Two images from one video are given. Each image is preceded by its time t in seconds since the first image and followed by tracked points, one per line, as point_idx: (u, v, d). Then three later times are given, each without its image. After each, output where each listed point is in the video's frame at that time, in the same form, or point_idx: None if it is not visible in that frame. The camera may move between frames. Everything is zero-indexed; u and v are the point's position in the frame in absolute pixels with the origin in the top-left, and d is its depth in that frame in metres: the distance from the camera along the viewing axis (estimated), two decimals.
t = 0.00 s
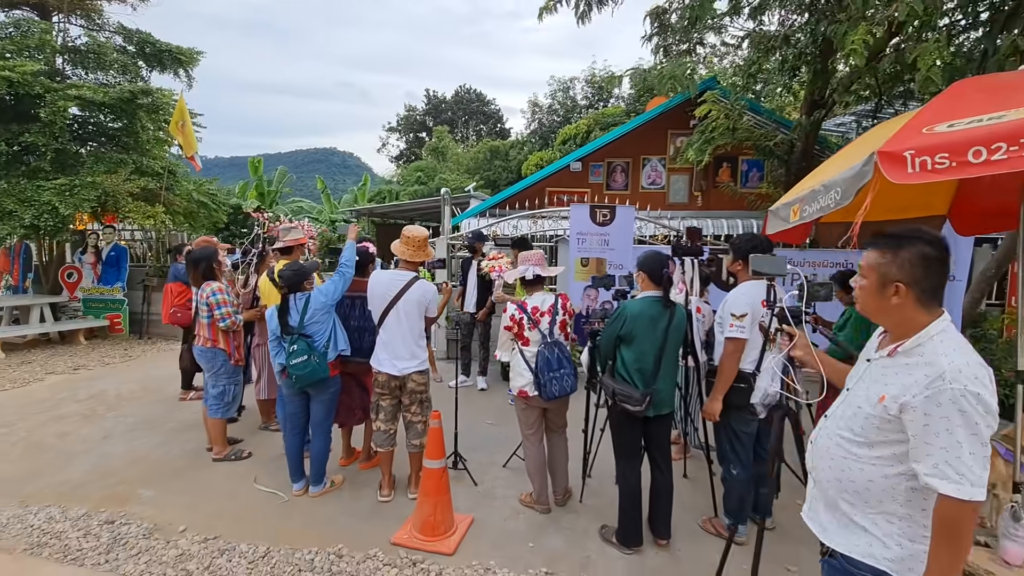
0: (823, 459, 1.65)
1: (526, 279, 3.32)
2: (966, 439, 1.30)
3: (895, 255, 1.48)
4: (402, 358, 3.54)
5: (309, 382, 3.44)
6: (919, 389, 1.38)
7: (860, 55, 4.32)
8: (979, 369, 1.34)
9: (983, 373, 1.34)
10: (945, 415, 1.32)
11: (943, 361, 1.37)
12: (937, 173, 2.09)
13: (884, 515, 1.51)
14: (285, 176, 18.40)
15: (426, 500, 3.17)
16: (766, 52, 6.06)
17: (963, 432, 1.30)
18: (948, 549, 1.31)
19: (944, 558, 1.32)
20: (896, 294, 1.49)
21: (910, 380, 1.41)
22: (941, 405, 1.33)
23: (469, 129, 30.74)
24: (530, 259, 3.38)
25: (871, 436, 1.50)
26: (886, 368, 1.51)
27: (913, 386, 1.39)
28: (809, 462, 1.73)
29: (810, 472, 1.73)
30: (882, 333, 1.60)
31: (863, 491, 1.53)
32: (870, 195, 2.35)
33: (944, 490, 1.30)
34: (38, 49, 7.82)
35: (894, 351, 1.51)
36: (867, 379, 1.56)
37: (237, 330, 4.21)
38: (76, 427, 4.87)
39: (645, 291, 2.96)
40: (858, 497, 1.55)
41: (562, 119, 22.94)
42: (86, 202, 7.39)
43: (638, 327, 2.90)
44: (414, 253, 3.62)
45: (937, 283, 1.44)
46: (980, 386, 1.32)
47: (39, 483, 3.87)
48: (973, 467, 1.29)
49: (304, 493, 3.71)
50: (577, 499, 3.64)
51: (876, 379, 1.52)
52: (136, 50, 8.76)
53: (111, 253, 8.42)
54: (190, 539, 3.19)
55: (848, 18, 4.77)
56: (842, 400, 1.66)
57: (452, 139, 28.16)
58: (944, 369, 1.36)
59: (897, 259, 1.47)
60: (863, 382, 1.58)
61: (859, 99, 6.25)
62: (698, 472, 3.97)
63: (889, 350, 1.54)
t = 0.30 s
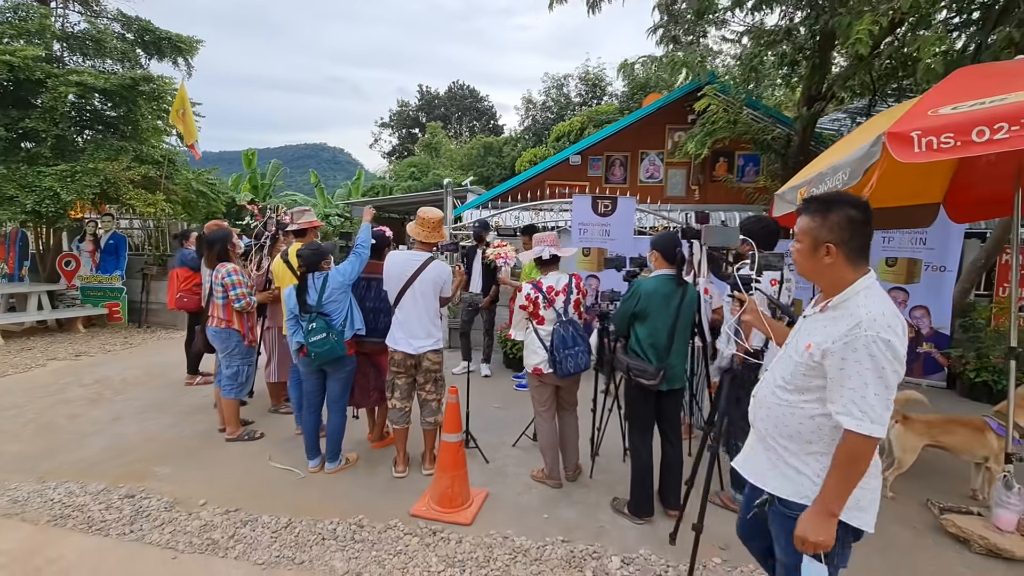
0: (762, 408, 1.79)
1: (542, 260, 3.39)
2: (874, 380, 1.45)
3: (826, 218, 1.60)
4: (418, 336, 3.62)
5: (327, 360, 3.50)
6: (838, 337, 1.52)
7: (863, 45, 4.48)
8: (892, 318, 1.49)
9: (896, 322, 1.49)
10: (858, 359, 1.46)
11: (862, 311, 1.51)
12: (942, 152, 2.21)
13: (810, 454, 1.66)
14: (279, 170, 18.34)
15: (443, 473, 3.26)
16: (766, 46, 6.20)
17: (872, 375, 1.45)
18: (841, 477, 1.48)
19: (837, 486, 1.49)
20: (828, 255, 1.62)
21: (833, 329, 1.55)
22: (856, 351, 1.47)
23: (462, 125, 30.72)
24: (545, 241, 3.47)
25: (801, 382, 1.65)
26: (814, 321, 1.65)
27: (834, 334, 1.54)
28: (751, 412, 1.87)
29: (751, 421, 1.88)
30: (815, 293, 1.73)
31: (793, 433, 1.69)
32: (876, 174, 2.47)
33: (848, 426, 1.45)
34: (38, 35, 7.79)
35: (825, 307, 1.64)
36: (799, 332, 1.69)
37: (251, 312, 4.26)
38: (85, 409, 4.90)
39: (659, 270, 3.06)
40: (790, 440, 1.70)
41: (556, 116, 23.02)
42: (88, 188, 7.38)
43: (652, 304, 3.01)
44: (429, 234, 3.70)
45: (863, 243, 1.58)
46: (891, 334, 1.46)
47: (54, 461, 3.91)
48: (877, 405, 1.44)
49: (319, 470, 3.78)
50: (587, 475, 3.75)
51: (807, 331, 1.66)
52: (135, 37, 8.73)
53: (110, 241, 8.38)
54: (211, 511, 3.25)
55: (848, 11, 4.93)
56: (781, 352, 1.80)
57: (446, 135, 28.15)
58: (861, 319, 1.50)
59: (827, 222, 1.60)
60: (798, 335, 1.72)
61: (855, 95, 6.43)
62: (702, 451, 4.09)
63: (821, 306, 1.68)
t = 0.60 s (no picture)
0: (748, 380, 1.91)
1: (567, 246, 3.43)
2: (842, 339, 1.57)
3: (795, 191, 1.74)
4: (441, 325, 3.65)
5: (352, 352, 3.52)
6: (815, 302, 1.66)
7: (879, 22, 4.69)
8: (866, 285, 1.62)
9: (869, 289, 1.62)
10: (832, 320, 1.60)
11: (838, 278, 1.66)
12: (967, 125, 2.26)
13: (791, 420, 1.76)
14: (271, 168, 18.19)
15: (475, 459, 3.30)
16: (767, 29, 6.24)
17: (843, 334, 1.57)
18: (799, 422, 1.58)
19: (788, 430, 1.59)
20: (801, 226, 1.75)
21: (811, 296, 1.69)
22: (830, 312, 1.61)
23: (452, 119, 30.55)
24: (567, 227, 3.50)
25: (783, 350, 1.78)
26: (794, 292, 1.79)
27: (813, 300, 1.68)
28: (737, 386, 1.99)
29: (737, 395, 2.00)
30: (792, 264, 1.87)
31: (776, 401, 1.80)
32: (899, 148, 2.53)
33: (815, 380, 1.57)
34: (29, 36, 7.68)
35: (802, 277, 1.78)
36: (780, 302, 1.83)
37: (270, 308, 4.27)
38: (102, 411, 4.89)
39: (682, 251, 3.13)
40: (777, 410, 1.80)
41: (547, 106, 22.94)
42: (89, 190, 7.33)
43: (678, 285, 3.05)
44: (447, 223, 3.72)
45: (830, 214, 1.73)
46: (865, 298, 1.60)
47: (80, 462, 3.92)
48: (843, 361, 1.56)
49: (347, 462, 3.80)
50: (612, 457, 3.80)
51: (788, 302, 1.79)
52: (127, 37, 8.62)
53: (111, 243, 8.31)
54: (246, 505, 3.28)
55: None
56: (763, 326, 1.93)
57: (436, 129, 28.02)
58: (837, 284, 1.64)
59: (794, 197, 1.74)
60: (778, 307, 1.85)
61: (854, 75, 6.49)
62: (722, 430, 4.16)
63: (798, 276, 1.81)
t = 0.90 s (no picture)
0: (710, 364, 1.96)
1: (586, 232, 3.39)
2: (807, 324, 1.63)
3: (754, 179, 1.81)
4: (455, 310, 3.61)
5: (365, 336, 3.47)
6: (780, 287, 1.71)
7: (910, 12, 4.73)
8: (827, 270, 1.68)
9: (829, 273, 1.68)
10: (797, 305, 1.65)
11: (801, 264, 1.71)
12: (1005, 115, 2.23)
13: (755, 406, 1.82)
14: (268, 148, 17.94)
15: (488, 444, 3.28)
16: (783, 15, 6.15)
17: (807, 319, 1.63)
18: (778, 414, 1.64)
19: (770, 424, 1.66)
20: (762, 214, 1.82)
21: (775, 282, 1.75)
22: (795, 298, 1.66)
23: (451, 102, 30.18)
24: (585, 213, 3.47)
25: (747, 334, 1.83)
26: (758, 278, 1.84)
27: (777, 285, 1.73)
28: (698, 370, 2.04)
29: (697, 378, 2.04)
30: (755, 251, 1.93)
31: (738, 385, 1.85)
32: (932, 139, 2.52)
33: (785, 366, 1.62)
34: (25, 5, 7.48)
35: (767, 263, 1.83)
36: (744, 288, 1.88)
37: (279, 289, 4.22)
38: (107, 391, 4.85)
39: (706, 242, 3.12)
40: (737, 395, 1.86)
41: (547, 91, 22.65)
42: (88, 165, 7.20)
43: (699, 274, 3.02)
44: (462, 206, 3.66)
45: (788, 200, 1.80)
46: (826, 282, 1.65)
47: (87, 441, 3.88)
48: (809, 347, 1.62)
49: (357, 445, 3.79)
50: (622, 444, 3.81)
51: (752, 287, 1.84)
52: (125, 8, 8.40)
53: (109, 221, 8.18)
54: (258, 486, 3.27)
55: None
56: (726, 312, 1.98)
57: (435, 112, 27.69)
58: (801, 270, 1.70)
59: (754, 185, 1.80)
60: (742, 292, 1.90)
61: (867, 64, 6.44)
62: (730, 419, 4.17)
63: (763, 262, 1.87)
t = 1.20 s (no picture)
0: (691, 363, 1.88)
1: (602, 227, 3.30)
2: (792, 318, 1.56)
3: (725, 168, 1.76)
4: (464, 304, 3.51)
5: (373, 329, 3.37)
6: (760, 281, 1.64)
7: None
8: (807, 257, 1.61)
9: (811, 261, 1.61)
10: (779, 299, 1.57)
11: (779, 254, 1.63)
12: None
13: (740, 404, 1.76)
14: (265, 138, 17.72)
15: (498, 442, 3.20)
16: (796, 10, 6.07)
17: (792, 312, 1.56)
18: (771, 416, 1.57)
19: (767, 428, 1.59)
20: (736, 204, 1.76)
21: (755, 275, 1.67)
22: (776, 291, 1.59)
23: (450, 95, 29.94)
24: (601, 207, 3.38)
25: (729, 330, 1.76)
26: (738, 271, 1.77)
27: (757, 279, 1.65)
28: (680, 370, 1.97)
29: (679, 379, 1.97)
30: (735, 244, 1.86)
31: (722, 383, 1.79)
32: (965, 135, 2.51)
33: (775, 365, 1.55)
34: None
35: (745, 255, 1.76)
36: (725, 282, 1.81)
37: (282, 280, 4.12)
38: (102, 381, 4.74)
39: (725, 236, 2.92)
40: (720, 394, 1.79)
41: (547, 85, 22.48)
42: (84, 150, 7.06)
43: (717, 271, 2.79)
44: (472, 198, 3.56)
45: (761, 187, 1.73)
46: (808, 271, 1.58)
47: (83, 433, 3.78)
48: (797, 342, 1.55)
49: (362, 440, 3.71)
50: (632, 442, 3.75)
51: (732, 282, 1.77)
52: None
53: (104, 208, 8.02)
54: (261, 483, 3.18)
55: None
56: (707, 308, 1.90)
57: (433, 105, 27.47)
58: (779, 261, 1.62)
59: (725, 175, 1.75)
60: (723, 287, 1.83)
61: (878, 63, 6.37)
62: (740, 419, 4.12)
63: (742, 255, 1.80)
